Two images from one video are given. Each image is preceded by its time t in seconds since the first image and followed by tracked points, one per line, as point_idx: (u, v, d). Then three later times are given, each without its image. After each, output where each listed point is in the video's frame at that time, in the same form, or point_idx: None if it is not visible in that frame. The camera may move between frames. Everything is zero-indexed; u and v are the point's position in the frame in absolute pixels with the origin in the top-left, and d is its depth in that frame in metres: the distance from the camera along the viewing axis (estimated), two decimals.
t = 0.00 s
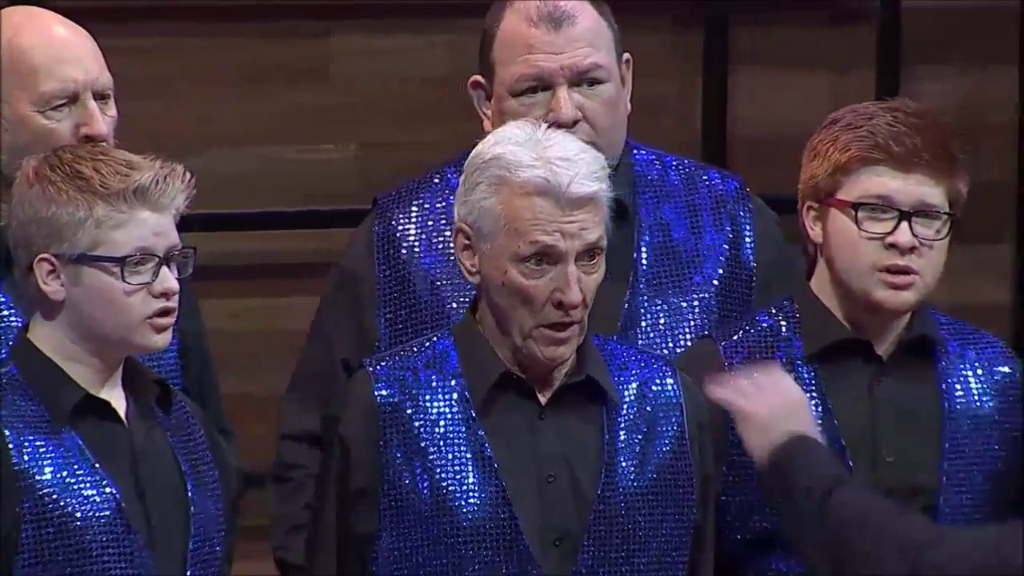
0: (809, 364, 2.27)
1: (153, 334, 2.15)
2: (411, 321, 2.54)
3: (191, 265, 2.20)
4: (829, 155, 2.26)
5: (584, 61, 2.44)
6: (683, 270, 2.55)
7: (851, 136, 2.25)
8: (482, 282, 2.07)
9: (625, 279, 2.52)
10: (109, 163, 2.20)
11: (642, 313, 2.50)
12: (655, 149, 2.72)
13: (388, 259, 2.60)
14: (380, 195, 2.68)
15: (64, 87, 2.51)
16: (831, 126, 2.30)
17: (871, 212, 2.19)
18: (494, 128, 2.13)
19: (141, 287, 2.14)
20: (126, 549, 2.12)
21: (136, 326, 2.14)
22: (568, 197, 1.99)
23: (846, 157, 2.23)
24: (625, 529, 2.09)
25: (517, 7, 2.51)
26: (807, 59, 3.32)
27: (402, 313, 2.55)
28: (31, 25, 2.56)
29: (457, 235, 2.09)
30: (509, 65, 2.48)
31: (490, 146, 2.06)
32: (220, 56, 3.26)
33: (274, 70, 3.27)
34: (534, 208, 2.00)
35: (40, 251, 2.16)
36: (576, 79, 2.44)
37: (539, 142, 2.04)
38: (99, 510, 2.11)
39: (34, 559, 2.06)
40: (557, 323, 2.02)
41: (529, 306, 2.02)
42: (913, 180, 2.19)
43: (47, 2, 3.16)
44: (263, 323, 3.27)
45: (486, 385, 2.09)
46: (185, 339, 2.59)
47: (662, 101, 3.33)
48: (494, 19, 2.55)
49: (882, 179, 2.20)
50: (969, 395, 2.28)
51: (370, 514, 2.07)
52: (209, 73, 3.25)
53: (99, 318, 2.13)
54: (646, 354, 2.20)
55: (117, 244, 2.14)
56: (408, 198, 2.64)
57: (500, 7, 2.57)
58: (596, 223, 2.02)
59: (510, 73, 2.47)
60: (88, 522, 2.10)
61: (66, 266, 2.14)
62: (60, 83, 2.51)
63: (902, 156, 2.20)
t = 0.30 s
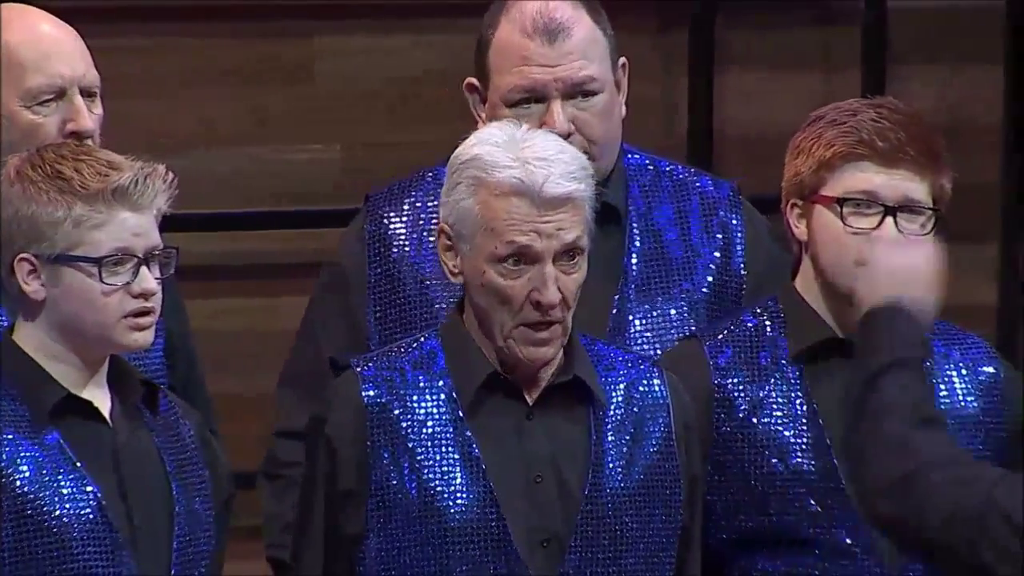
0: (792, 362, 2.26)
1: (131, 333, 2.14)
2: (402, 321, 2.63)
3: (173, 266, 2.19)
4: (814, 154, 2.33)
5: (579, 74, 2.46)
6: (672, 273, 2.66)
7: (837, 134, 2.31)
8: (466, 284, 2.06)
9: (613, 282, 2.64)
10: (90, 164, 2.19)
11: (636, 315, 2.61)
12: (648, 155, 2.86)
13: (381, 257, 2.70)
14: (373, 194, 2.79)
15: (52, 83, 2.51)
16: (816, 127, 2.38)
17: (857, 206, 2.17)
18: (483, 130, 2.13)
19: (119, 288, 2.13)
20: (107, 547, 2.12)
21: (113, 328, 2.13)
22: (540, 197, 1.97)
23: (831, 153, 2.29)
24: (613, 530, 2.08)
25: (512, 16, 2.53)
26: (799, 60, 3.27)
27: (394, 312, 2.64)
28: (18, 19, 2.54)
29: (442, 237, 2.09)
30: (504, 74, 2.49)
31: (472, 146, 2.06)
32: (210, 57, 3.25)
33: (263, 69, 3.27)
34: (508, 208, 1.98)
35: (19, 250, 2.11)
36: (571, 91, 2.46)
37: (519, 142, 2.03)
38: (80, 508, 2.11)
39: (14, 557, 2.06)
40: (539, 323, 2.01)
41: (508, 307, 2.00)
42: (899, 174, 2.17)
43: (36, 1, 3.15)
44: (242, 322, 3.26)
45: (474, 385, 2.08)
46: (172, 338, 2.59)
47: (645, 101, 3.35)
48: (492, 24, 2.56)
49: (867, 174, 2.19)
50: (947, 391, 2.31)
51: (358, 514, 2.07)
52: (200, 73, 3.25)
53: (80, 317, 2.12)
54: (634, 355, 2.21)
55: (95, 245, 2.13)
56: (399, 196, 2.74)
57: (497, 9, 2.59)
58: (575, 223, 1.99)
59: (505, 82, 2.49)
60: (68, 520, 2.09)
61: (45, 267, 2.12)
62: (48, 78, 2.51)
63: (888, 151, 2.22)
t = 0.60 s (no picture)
0: (780, 358, 2.32)
1: (119, 332, 2.14)
2: (360, 323, 2.58)
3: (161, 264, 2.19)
4: (799, 148, 2.32)
5: (540, 70, 2.45)
6: (630, 271, 2.60)
7: (821, 127, 2.30)
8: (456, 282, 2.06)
9: (575, 281, 2.56)
10: (75, 161, 2.19)
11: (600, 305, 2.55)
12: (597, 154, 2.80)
13: (337, 260, 2.64)
14: (322, 196, 2.73)
15: (43, 84, 2.51)
16: (801, 120, 2.35)
17: (843, 200, 2.23)
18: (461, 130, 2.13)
19: (108, 287, 2.13)
20: (96, 548, 2.12)
21: (100, 325, 2.13)
22: (533, 190, 1.99)
23: (818, 147, 2.28)
24: (600, 530, 2.08)
25: (472, 14, 2.52)
26: (801, 60, 3.27)
27: (352, 314, 2.60)
28: (11, 19, 2.55)
29: (429, 238, 2.08)
30: (464, 72, 2.48)
31: (455, 145, 2.05)
32: (206, 57, 3.23)
33: (257, 68, 3.23)
34: (501, 203, 1.99)
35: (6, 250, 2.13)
36: (532, 89, 2.45)
37: (504, 138, 2.04)
38: (69, 509, 2.11)
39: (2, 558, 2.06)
40: (534, 316, 2.02)
41: (503, 301, 2.02)
42: (881, 169, 2.22)
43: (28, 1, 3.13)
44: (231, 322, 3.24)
45: (460, 386, 2.09)
46: (161, 338, 2.59)
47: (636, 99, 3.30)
48: (448, 24, 2.56)
49: (851, 167, 2.23)
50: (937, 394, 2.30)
51: (344, 515, 2.07)
52: (201, 73, 3.22)
53: (70, 317, 2.13)
54: (622, 355, 2.21)
55: (83, 244, 2.13)
56: (353, 196, 2.69)
57: (453, 9, 2.58)
58: (565, 215, 2.01)
59: (465, 80, 2.48)
60: (57, 520, 2.09)
61: (34, 267, 2.13)
62: (38, 79, 2.50)
63: (872, 146, 2.24)
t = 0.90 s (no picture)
0: (766, 355, 2.33)
1: (110, 320, 2.13)
2: (317, 333, 2.53)
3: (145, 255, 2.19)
4: (780, 143, 2.33)
5: (490, 78, 2.44)
6: (587, 271, 2.56)
7: (801, 122, 2.31)
8: (443, 277, 2.07)
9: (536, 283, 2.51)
10: (49, 157, 2.20)
11: (570, 309, 2.49)
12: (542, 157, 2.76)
13: (290, 269, 2.59)
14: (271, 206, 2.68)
15: (37, 94, 2.48)
16: (782, 115, 2.37)
17: (824, 193, 2.24)
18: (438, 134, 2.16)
19: (93, 275, 2.12)
20: (81, 549, 2.11)
21: (87, 318, 2.12)
22: (516, 171, 2.01)
23: (798, 141, 2.29)
24: (585, 529, 2.08)
25: (416, 24, 2.51)
26: (801, 60, 3.15)
27: (310, 324, 2.54)
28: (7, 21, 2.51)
29: (413, 237, 2.09)
30: (415, 83, 2.47)
31: (433, 141, 2.08)
32: (196, 54, 3.12)
33: (247, 69, 3.13)
34: (484, 186, 2.01)
35: None
36: (482, 96, 2.44)
37: (481, 129, 2.07)
38: (54, 511, 2.10)
39: None
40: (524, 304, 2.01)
41: (492, 289, 2.01)
42: (860, 161, 2.24)
43: None
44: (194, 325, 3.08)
45: (445, 386, 2.08)
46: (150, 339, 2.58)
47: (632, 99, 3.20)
48: (392, 33, 2.55)
49: (832, 161, 2.24)
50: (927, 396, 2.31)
51: (329, 515, 2.07)
52: (200, 73, 3.12)
53: (54, 310, 2.12)
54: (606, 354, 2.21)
55: (63, 236, 2.13)
56: (302, 205, 2.65)
57: (400, 14, 2.57)
58: (549, 198, 2.02)
59: (416, 91, 2.47)
60: (42, 522, 2.09)
61: (16, 263, 2.14)
62: (33, 89, 2.48)
63: (853, 139, 2.26)
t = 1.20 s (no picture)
0: (754, 351, 2.33)
1: (92, 315, 2.14)
2: (296, 338, 2.53)
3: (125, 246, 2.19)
4: (762, 136, 2.33)
5: (463, 79, 2.44)
6: (564, 270, 2.56)
7: (785, 113, 2.32)
8: (426, 276, 2.06)
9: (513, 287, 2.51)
10: (26, 153, 2.18)
11: (547, 310, 2.49)
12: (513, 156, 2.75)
13: (266, 273, 2.58)
14: (247, 208, 2.67)
15: (28, 95, 2.46)
16: (767, 108, 2.37)
17: (809, 183, 2.25)
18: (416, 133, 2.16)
19: (74, 268, 2.12)
20: (66, 548, 2.13)
21: (70, 311, 2.12)
22: (496, 165, 2.01)
23: (782, 133, 2.30)
24: (572, 528, 2.08)
25: (388, 27, 2.51)
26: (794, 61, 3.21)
27: (286, 329, 2.54)
28: None
29: (395, 237, 2.09)
30: (388, 85, 2.47)
31: (412, 138, 2.07)
32: (187, 54, 3.10)
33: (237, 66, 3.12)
34: (465, 181, 2.01)
35: None
36: (456, 98, 2.44)
37: (459, 125, 2.07)
38: (39, 510, 2.12)
39: None
40: (508, 299, 2.01)
41: (476, 285, 2.01)
42: (847, 151, 2.25)
43: None
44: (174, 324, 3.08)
45: (431, 385, 2.08)
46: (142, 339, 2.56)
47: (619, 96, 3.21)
48: (364, 36, 2.54)
49: (818, 151, 2.26)
50: (913, 393, 2.32)
51: (316, 514, 2.07)
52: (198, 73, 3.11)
53: (36, 305, 2.11)
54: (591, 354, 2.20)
55: (41, 229, 2.12)
56: (275, 208, 2.63)
57: (371, 15, 2.57)
58: (531, 191, 2.02)
59: (390, 94, 2.47)
60: (28, 521, 2.11)
61: None
62: (25, 90, 2.46)
63: (837, 129, 2.27)
